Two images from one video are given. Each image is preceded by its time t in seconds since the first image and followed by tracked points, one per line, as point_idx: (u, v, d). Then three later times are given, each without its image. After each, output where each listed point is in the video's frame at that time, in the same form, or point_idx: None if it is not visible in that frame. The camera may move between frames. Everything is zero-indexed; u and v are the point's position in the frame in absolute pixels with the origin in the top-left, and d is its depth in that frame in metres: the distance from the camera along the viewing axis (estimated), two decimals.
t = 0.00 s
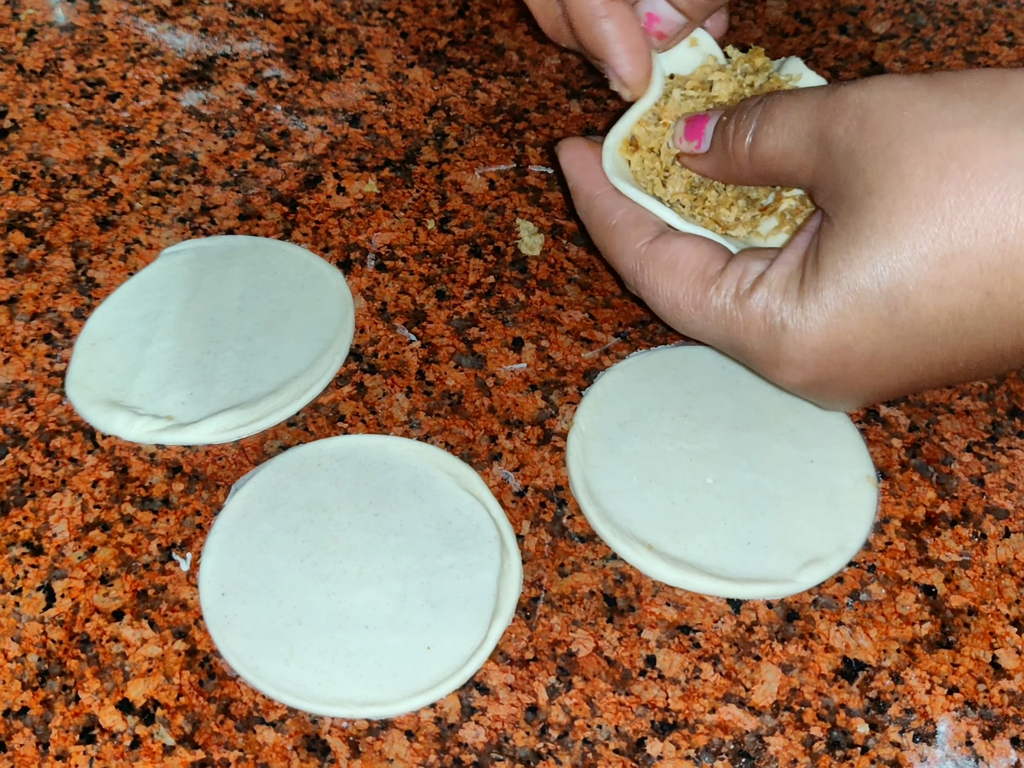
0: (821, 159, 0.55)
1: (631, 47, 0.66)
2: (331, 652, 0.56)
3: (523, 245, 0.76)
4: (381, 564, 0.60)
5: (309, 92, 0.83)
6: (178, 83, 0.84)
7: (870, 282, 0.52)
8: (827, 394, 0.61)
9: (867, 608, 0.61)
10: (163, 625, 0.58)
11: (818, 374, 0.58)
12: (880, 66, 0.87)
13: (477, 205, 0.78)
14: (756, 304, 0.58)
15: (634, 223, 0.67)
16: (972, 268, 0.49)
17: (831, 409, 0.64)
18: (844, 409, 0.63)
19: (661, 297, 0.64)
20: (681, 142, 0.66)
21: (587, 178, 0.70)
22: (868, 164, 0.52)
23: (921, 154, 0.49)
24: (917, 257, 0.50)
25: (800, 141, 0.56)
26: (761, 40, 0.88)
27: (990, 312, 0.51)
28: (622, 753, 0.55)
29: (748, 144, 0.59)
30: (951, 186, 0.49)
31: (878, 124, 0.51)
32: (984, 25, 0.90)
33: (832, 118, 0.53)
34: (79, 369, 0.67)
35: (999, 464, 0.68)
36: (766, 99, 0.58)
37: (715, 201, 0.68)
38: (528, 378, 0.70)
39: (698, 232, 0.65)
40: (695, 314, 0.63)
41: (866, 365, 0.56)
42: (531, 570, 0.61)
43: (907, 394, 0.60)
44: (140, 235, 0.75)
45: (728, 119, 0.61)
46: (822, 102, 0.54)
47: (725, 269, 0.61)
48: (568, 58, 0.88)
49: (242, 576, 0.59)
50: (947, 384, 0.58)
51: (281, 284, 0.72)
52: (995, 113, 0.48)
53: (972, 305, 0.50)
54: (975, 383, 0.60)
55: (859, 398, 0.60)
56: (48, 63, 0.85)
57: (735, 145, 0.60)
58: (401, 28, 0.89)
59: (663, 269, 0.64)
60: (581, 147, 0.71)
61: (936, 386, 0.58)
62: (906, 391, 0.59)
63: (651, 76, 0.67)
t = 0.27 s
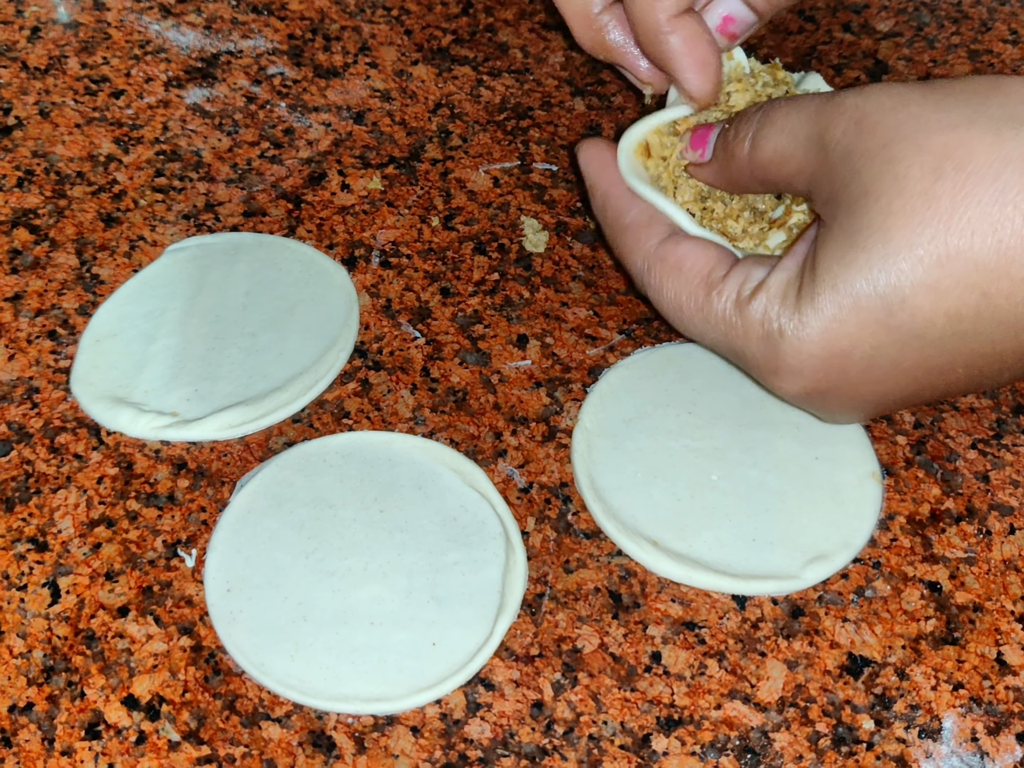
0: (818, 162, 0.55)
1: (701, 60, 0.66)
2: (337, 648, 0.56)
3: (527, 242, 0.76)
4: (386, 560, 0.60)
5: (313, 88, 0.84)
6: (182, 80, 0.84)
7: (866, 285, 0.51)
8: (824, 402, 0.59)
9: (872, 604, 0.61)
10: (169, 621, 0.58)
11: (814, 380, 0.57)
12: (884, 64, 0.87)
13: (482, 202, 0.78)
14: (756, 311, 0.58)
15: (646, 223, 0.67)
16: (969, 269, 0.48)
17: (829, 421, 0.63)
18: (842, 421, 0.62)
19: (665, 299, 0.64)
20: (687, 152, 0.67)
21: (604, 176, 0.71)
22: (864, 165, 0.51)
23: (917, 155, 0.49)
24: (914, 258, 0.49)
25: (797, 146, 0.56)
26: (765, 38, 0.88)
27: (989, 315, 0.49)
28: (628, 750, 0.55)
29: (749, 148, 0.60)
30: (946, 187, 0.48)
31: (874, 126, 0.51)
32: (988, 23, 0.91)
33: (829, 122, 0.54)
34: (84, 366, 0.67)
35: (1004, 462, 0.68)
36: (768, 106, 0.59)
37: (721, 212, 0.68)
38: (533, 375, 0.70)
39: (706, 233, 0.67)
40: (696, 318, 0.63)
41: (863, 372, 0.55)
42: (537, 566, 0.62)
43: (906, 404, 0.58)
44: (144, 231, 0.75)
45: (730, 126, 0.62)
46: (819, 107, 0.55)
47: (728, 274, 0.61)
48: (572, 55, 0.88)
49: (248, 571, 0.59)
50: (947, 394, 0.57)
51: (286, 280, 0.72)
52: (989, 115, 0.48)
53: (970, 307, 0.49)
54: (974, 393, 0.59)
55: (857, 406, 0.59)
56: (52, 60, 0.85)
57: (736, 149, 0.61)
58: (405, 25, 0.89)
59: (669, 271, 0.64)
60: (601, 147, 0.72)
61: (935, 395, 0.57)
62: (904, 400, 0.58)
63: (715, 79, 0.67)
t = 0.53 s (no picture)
0: (817, 146, 0.56)
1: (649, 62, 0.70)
2: (336, 648, 0.56)
3: (527, 242, 0.76)
4: (386, 560, 0.60)
5: (313, 89, 0.84)
6: (182, 80, 0.84)
7: (861, 270, 0.51)
8: (820, 386, 0.60)
9: (871, 604, 0.61)
10: (168, 621, 0.58)
11: (809, 363, 0.58)
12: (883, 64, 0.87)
13: (481, 202, 0.78)
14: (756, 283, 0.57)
15: (655, 184, 0.66)
16: (963, 258, 0.48)
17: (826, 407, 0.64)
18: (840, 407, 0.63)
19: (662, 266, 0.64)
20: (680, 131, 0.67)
21: (615, 133, 0.69)
22: (862, 152, 0.52)
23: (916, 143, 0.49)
24: (909, 246, 0.49)
25: (794, 131, 0.57)
26: (764, 38, 0.88)
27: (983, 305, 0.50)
28: (626, 749, 0.55)
29: (744, 132, 0.60)
30: (945, 175, 0.48)
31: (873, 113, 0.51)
32: (987, 23, 0.91)
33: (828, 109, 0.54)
34: (84, 366, 0.68)
35: (1002, 461, 0.68)
36: (763, 88, 0.60)
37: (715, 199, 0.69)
38: (532, 375, 0.70)
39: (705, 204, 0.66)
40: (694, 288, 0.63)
41: (857, 356, 0.56)
42: (536, 565, 0.62)
43: (902, 390, 0.59)
44: (143, 231, 0.75)
45: (723, 109, 0.62)
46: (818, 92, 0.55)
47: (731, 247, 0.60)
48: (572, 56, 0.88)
49: (247, 571, 0.59)
50: (943, 382, 0.57)
51: (285, 280, 0.72)
52: (992, 104, 0.48)
53: (964, 297, 0.49)
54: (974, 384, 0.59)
55: (852, 391, 0.59)
56: (52, 60, 0.85)
57: (729, 133, 0.61)
58: (404, 26, 0.89)
59: (672, 236, 0.63)
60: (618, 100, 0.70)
61: (931, 383, 0.57)
62: (900, 386, 0.58)
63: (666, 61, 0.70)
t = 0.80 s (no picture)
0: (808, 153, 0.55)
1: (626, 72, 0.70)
2: (334, 649, 0.56)
3: (525, 242, 0.76)
4: (384, 560, 0.60)
5: (311, 89, 0.84)
6: (180, 81, 0.84)
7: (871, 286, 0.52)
8: (824, 392, 0.61)
9: (869, 604, 0.61)
10: (166, 621, 0.58)
11: (815, 373, 0.58)
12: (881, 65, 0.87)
13: (479, 202, 0.78)
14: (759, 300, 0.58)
15: (649, 208, 0.66)
16: (974, 276, 0.49)
17: (828, 408, 0.64)
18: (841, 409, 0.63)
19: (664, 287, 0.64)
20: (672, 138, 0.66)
21: (605, 162, 0.69)
22: (863, 160, 0.51)
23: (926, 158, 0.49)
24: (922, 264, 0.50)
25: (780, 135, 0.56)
26: (763, 39, 0.88)
27: (989, 318, 0.51)
28: (625, 750, 0.55)
29: (724, 138, 0.59)
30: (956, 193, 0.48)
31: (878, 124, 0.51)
32: (985, 24, 0.91)
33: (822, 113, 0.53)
34: (82, 366, 0.68)
35: (1001, 462, 0.68)
36: (737, 90, 0.59)
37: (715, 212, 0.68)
38: (530, 376, 0.70)
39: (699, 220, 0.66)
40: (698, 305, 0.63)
41: (864, 365, 0.56)
42: (534, 566, 0.62)
43: (905, 392, 0.60)
44: (142, 232, 0.75)
45: (706, 110, 0.61)
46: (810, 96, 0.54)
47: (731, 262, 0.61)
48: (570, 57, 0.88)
49: (245, 571, 0.59)
50: (945, 384, 0.58)
51: (284, 281, 0.72)
52: (1002, 119, 0.48)
53: (973, 310, 0.50)
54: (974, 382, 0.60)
55: (856, 396, 0.60)
56: (50, 61, 0.85)
57: (711, 140, 0.61)
58: (403, 26, 0.89)
59: (670, 257, 0.63)
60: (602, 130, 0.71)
61: (933, 385, 0.58)
62: (903, 390, 0.59)
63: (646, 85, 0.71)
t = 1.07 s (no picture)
0: (791, 158, 0.55)
1: (637, 48, 0.68)
2: (332, 648, 0.56)
3: (523, 241, 0.76)
4: (382, 560, 0.60)
5: (310, 89, 0.84)
6: (179, 80, 0.84)
7: (855, 291, 0.51)
8: (814, 402, 0.60)
9: (867, 603, 0.61)
10: (163, 621, 0.58)
11: (805, 383, 0.58)
12: (880, 64, 0.87)
13: (477, 202, 0.78)
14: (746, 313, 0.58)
15: (640, 219, 0.66)
16: (954, 274, 0.49)
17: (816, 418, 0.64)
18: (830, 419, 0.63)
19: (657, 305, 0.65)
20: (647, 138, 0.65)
21: (607, 164, 0.69)
22: (843, 167, 0.52)
23: (900, 161, 0.49)
24: (901, 265, 0.50)
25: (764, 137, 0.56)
26: (761, 39, 0.88)
27: (974, 316, 0.50)
28: (623, 749, 0.55)
29: (710, 138, 0.58)
30: (931, 193, 0.49)
31: (852, 130, 0.52)
32: (983, 24, 0.91)
33: (803, 119, 0.54)
34: (80, 365, 0.67)
35: (999, 461, 0.68)
36: (724, 92, 0.58)
37: (712, 221, 0.67)
38: (528, 375, 0.70)
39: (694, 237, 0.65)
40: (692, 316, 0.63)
41: (853, 373, 0.56)
42: (532, 565, 0.61)
43: (893, 400, 0.60)
44: (140, 231, 0.75)
45: (687, 113, 0.61)
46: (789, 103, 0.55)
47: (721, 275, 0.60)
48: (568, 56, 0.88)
49: (243, 570, 0.59)
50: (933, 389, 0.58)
51: (282, 280, 0.72)
52: (971, 119, 0.48)
53: (956, 309, 0.50)
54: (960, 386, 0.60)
55: (845, 406, 0.60)
56: (48, 61, 0.85)
57: (695, 139, 0.59)
58: (401, 26, 0.89)
59: (660, 270, 0.64)
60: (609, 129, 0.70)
61: (921, 391, 0.58)
62: (892, 397, 0.59)
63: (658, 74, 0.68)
